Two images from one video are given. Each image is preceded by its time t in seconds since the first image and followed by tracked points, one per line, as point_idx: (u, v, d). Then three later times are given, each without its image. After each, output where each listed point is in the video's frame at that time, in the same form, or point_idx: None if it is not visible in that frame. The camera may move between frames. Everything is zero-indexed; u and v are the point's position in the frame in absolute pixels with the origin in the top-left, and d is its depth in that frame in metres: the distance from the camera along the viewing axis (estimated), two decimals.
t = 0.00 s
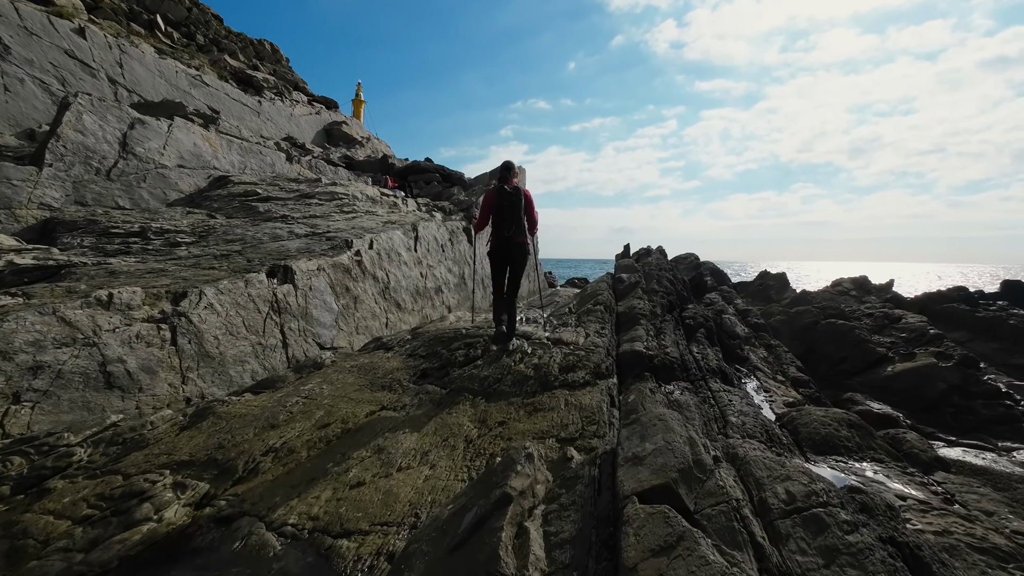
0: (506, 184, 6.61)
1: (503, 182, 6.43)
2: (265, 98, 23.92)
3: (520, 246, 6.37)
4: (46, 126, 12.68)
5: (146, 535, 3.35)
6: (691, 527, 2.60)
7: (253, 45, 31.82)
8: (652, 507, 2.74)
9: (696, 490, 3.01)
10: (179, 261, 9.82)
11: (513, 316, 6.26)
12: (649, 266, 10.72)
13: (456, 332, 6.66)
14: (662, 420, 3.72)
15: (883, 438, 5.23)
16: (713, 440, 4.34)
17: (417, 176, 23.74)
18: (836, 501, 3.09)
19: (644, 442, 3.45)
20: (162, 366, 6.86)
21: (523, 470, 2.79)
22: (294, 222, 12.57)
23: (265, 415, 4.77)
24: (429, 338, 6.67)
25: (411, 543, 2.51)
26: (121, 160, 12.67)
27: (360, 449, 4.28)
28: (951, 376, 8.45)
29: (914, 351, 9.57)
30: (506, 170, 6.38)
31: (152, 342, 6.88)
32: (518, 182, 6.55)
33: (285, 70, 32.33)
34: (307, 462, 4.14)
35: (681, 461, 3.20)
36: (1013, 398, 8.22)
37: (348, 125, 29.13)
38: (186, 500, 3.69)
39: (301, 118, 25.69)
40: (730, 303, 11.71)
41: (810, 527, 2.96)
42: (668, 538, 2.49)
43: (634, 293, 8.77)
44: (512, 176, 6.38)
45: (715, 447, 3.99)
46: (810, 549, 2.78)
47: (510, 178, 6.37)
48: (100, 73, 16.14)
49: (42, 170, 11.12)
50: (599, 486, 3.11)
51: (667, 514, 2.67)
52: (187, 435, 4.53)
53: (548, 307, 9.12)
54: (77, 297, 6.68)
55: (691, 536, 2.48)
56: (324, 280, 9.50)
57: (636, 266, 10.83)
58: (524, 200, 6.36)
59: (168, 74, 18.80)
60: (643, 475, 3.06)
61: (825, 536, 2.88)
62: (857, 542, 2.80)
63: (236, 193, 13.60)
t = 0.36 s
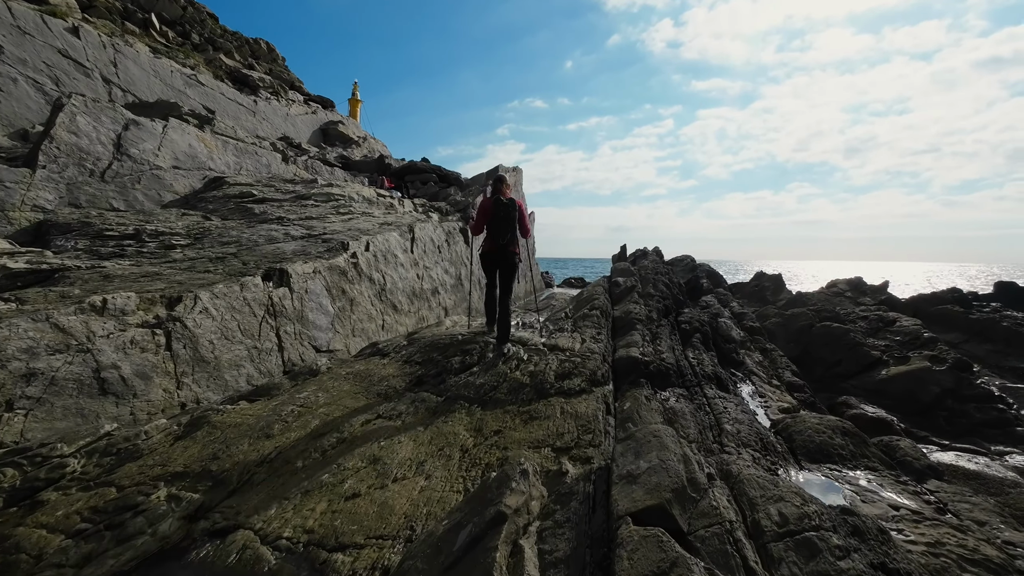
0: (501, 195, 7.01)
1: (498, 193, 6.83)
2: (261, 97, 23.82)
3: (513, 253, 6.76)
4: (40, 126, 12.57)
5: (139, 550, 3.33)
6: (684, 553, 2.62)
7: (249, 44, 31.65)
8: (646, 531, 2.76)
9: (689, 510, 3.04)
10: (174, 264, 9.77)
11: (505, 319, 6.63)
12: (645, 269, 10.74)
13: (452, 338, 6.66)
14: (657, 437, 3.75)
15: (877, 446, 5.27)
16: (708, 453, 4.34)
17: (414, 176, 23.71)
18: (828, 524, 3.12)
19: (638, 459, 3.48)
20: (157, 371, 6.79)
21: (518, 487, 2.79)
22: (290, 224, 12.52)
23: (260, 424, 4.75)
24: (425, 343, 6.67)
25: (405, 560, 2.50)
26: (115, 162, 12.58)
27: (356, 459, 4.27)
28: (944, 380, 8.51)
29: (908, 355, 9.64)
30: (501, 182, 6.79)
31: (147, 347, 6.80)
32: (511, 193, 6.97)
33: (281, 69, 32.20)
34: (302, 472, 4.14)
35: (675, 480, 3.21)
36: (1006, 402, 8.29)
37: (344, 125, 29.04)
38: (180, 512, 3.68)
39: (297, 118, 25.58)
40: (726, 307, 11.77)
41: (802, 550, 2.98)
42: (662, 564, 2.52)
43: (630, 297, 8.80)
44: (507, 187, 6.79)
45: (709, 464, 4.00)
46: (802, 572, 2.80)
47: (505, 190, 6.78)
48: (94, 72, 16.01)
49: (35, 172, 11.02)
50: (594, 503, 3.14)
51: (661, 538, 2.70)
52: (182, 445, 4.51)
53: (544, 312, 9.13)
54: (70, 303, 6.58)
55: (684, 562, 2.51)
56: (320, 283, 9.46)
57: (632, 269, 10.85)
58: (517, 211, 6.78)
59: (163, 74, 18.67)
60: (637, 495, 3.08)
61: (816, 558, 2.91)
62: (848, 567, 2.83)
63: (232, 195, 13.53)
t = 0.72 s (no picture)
0: (488, 198, 7.24)
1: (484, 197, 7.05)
2: (257, 101, 23.78)
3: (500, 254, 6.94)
4: (33, 130, 12.48)
5: (131, 568, 3.29)
6: None
7: (244, 47, 31.58)
8: (642, 554, 2.75)
9: (684, 531, 3.03)
10: (168, 270, 9.72)
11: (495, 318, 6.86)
12: (641, 276, 10.78)
13: (448, 347, 6.65)
14: (652, 454, 3.74)
15: (871, 457, 5.28)
16: (703, 466, 4.35)
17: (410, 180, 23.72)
18: (822, 547, 3.12)
19: (633, 479, 3.47)
20: (150, 380, 6.71)
21: (513, 505, 2.81)
22: (285, 229, 12.47)
23: (254, 436, 4.73)
24: (419, 352, 6.67)
25: None
26: (109, 167, 12.49)
27: (350, 472, 4.25)
28: (938, 387, 8.57)
29: (902, 361, 9.71)
30: (487, 185, 6.97)
31: (140, 355, 6.71)
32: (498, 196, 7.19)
33: (277, 73, 32.17)
34: (296, 486, 4.11)
35: (670, 501, 3.21)
36: (999, 409, 8.34)
37: (340, 129, 29.04)
38: (173, 528, 3.64)
39: (292, 121, 25.54)
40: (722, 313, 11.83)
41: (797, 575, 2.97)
42: None
43: (626, 304, 8.83)
44: (492, 190, 7.02)
45: (704, 481, 4.00)
46: None
47: (490, 193, 6.99)
48: (89, 75, 15.92)
49: (28, 177, 10.91)
50: (589, 522, 3.14)
51: (657, 562, 2.69)
52: (174, 458, 4.48)
53: (540, 319, 9.14)
54: (62, 311, 6.44)
55: None
56: (315, 289, 9.41)
57: (627, 275, 10.88)
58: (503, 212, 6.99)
59: (158, 77, 18.60)
60: (633, 515, 3.07)
61: None
62: None
63: (226, 199, 13.47)
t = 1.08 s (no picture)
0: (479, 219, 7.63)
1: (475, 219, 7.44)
2: (253, 110, 23.85)
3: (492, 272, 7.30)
4: (27, 141, 12.43)
5: None
6: None
7: (241, 57, 31.68)
8: None
9: (678, 564, 3.01)
10: (162, 283, 9.67)
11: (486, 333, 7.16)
12: (636, 289, 10.83)
13: (443, 363, 6.63)
14: (646, 484, 3.73)
15: (866, 475, 5.27)
16: (698, 487, 4.33)
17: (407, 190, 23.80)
18: None
19: (627, 510, 3.46)
20: (142, 396, 6.57)
21: (506, 537, 2.85)
22: (280, 240, 12.45)
23: (246, 458, 4.69)
24: (415, 368, 6.65)
25: None
26: (104, 178, 12.44)
27: (343, 495, 4.21)
28: (931, 400, 8.62)
29: (896, 374, 9.77)
30: (480, 207, 7.34)
31: (132, 371, 6.55)
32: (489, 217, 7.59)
33: (274, 83, 32.30)
34: (288, 509, 4.07)
35: (663, 534, 3.19)
36: (992, 422, 8.38)
37: (337, 138, 29.13)
38: (163, 555, 3.58)
39: (289, 131, 25.58)
40: (717, 325, 11.91)
41: None
42: None
43: (621, 317, 8.86)
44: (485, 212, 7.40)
45: (698, 506, 3.97)
46: None
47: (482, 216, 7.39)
48: (84, 85, 15.91)
49: (21, 189, 10.85)
50: (582, 553, 3.13)
51: None
52: (165, 480, 4.44)
53: (536, 332, 9.14)
54: (54, 328, 6.33)
55: None
56: (310, 301, 9.35)
57: (623, 288, 10.93)
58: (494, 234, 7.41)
59: (154, 87, 18.64)
60: (627, 548, 3.05)
61: None
62: None
63: (222, 210, 13.45)
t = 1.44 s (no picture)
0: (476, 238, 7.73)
1: (472, 237, 7.55)
2: (251, 123, 23.95)
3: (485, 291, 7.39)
4: (23, 156, 12.40)
5: None
6: None
7: (239, 71, 31.88)
8: None
9: None
10: (156, 299, 9.61)
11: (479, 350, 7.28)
12: (632, 305, 10.85)
13: (439, 383, 6.59)
14: (643, 517, 3.70)
15: (864, 498, 5.24)
16: (695, 513, 4.30)
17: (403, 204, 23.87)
18: None
19: (623, 546, 3.43)
20: (134, 417, 6.41)
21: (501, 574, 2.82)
22: (276, 254, 12.41)
23: (239, 484, 4.62)
24: (410, 389, 6.61)
25: None
26: (99, 193, 12.41)
27: (336, 523, 4.14)
28: (928, 417, 8.66)
29: (892, 391, 9.80)
30: (477, 227, 7.44)
31: (124, 392, 6.38)
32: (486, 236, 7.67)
33: (271, 96, 32.48)
34: (281, 538, 4.00)
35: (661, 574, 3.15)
36: (989, 439, 8.39)
37: (334, 151, 29.25)
38: None
39: (286, 144, 25.67)
40: (713, 340, 11.93)
41: None
42: None
43: (617, 335, 8.86)
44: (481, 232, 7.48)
45: (695, 536, 3.94)
46: None
47: (477, 234, 7.48)
48: (82, 99, 15.93)
49: (15, 205, 10.79)
50: None
51: None
52: (156, 508, 4.37)
53: (532, 349, 9.12)
54: (45, 348, 6.13)
55: None
56: (306, 316, 9.25)
57: (619, 304, 10.94)
58: (489, 251, 7.48)
59: (152, 101, 18.68)
60: None
61: None
62: None
63: (218, 225, 13.42)
